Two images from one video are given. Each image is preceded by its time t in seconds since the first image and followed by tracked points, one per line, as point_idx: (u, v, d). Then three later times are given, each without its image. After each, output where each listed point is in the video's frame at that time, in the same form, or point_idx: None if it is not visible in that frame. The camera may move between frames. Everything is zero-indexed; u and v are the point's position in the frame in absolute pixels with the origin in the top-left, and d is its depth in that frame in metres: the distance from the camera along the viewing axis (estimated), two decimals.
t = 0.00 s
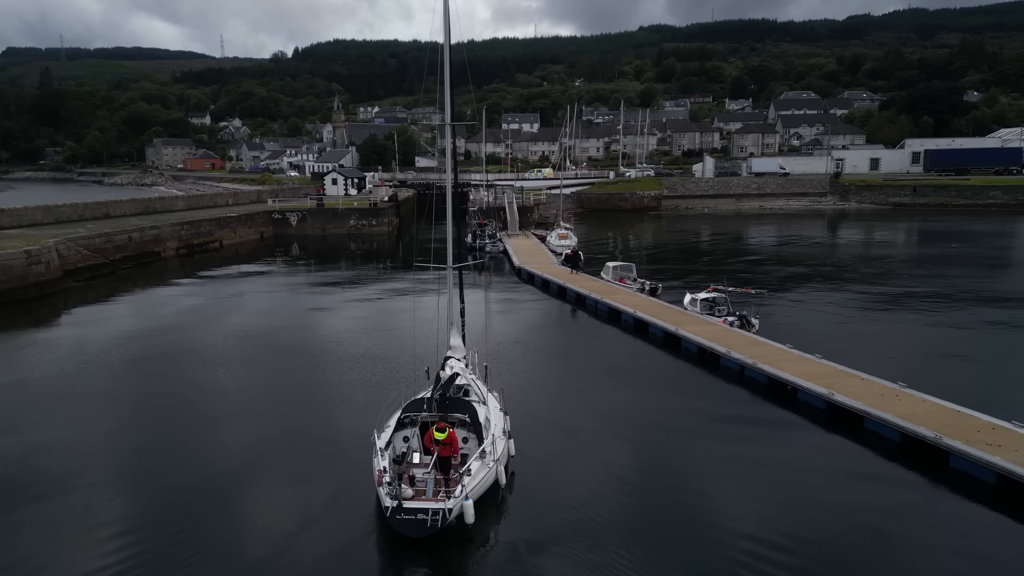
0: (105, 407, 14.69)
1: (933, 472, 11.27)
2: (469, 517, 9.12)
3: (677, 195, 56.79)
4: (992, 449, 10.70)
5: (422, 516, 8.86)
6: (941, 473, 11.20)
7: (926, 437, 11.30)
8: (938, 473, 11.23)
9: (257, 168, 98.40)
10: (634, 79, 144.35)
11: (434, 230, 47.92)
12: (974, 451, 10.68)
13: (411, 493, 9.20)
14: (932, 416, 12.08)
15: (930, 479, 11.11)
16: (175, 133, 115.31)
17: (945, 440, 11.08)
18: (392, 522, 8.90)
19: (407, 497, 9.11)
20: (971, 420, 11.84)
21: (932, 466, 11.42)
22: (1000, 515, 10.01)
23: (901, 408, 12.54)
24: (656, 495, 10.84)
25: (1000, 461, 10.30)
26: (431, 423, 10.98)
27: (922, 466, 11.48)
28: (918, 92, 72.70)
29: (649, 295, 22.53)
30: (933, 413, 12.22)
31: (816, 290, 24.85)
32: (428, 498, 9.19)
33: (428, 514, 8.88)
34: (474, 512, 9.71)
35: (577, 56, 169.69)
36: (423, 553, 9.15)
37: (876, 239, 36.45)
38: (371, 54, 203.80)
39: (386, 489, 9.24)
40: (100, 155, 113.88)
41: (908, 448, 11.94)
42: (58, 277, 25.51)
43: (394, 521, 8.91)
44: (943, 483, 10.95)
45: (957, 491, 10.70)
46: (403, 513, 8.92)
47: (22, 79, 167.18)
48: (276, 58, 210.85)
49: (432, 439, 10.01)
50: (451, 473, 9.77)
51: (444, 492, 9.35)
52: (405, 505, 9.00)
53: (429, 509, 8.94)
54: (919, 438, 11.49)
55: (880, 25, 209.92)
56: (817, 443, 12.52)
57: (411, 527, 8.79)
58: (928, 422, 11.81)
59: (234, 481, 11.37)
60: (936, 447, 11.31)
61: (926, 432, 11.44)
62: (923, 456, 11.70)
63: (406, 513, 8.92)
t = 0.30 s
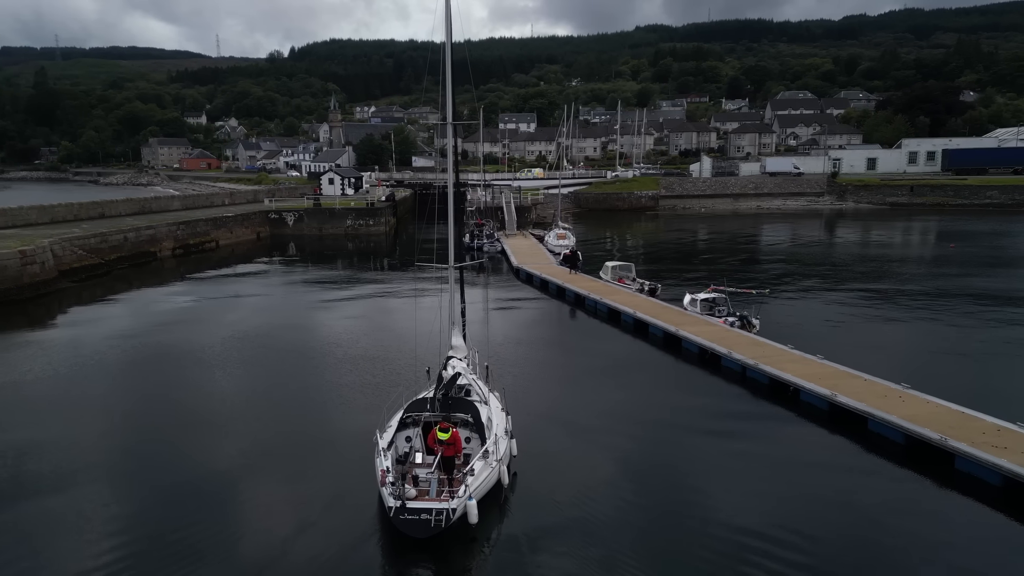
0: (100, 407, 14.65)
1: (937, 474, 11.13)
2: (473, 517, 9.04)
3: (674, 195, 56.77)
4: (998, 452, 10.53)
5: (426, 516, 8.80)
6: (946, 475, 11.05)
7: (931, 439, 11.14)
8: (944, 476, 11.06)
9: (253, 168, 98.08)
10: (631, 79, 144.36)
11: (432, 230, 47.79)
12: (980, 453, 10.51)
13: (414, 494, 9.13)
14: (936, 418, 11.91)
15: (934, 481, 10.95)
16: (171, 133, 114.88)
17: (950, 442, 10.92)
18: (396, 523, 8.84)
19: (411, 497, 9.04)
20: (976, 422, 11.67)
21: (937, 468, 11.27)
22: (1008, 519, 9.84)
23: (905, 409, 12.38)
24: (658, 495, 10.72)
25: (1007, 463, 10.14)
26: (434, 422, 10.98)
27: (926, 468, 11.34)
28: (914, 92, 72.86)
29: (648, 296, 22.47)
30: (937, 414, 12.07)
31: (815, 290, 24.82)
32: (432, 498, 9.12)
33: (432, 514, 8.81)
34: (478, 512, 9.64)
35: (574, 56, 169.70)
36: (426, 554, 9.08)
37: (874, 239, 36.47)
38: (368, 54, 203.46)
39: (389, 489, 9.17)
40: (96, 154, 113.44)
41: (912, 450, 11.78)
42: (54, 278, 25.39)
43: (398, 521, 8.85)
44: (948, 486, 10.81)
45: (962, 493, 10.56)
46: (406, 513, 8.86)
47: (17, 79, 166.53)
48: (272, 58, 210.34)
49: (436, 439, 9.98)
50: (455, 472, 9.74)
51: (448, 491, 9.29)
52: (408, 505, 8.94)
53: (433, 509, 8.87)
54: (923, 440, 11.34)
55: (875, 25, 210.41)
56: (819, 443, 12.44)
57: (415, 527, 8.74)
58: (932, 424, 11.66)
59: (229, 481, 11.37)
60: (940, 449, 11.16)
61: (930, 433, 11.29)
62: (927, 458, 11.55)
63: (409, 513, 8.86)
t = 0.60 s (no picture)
0: (98, 408, 14.65)
1: (943, 475, 11.10)
2: (481, 516, 9.11)
3: (671, 196, 56.82)
4: (1004, 453, 10.53)
5: (434, 515, 8.87)
6: (952, 476, 11.03)
7: (938, 440, 11.11)
8: (950, 476, 11.04)
9: (249, 167, 97.80)
10: (627, 79, 144.40)
11: (429, 230, 47.73)
12: (987, 455, 10.50)
13: (422, 493, 9.20)
14: (941, 419, 11.91)
15: (940, 482, 10.93)
16: (167, 132, 114.42)
17: (957, 444, 10.89)
18: (404, 522, 8.91)
19: (418, 496, 9.11)
20: (981, 422, 11.67)
21: (943, 469, 11.24)
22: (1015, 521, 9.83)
23: (910, 410, 12.35)
24: (664, 494, 10.69)
25: (1015, 465, 10.13)
26: (440, 422, 11.13)
27: (932, 469, 11.31)
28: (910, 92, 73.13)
29: (648, 296, 22.48)
30: (942, 414, 12.05)
31: (815, 290, 24.86)
32: (440, 496, 9.19)
33: (440, 512, 8.88)
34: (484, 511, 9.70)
35: (570, 56, 169.75)
36: (433, 552, 9.15)
37: (871, 239, 36.57)
38: (364, 53, 203.15)
39: (397, 488, 9.24)
40: (91, 154, 113.03)
41: (917, 451, 11.75)
42: (50, 278, 25.32)
43: (406, 520, 8.91)
44: (954, 487, 10.79)
45: (968, 494, 10.54)
46: (414, 512, 8.93)
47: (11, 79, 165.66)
48: (268, 58, 209.93)
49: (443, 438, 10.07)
50: (462, 471, 9.83)
51: (455, 490, 9.36)
52: (416, 504, 9.01)
53: (441, 508, 8.94)
54: (929, 441, 11.31)
55: (871, 25, 210.87)
56: (822, 443, 12.43)
57: (423, 526, 8.80)
58: (938, 425, 11.64)
59: (226, 481, 11.42)
60: (947, 450, 11.13)
61: (936, 434, 11.26)
62: (932, 459, 11.52)
63: (417, 511, 8.93)
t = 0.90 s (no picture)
0: (94, 410, 14.62)
1: (950, 475, 11.13)
2: (491, 513, 9.24)
3: (669, 195, 56.85)
4: (1011, 452, 10.58)
5: (445, 512, 9.00)
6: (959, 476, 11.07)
7: (945, 439, 11.15)
8: (958, 476, 11.07)
9: (245, 167, 97.48)
10: (624, 79, 144.49)
11: (427, 230, 47.67)
12: (995, 454, 10.55)
13: (432, 490, 9.34)
14: (947, 418, 11.95)
15: (948, 483, 10.95)
16: (162, 132, 113.99)
17: (964, 443, 10.94)
18: (415, 518, 9.04)
19: (429, 494, 9.26)
20: (988, 422, 11.72)
21: (950, 469, 11.28)
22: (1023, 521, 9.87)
23: (916, 409, 12.38)
24: (674, 496, 10.73)
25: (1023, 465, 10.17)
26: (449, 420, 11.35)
27: (939, 469, 11.34)
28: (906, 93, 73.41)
29: (649, 296, 22.52)
30: (948, 414, 12.10)
31: (815, 290, 24.91)
32: (451, 493, 9.33)
33: (451, 509, 9.02)
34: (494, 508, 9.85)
35: (566, 56, 169.72)
36: (444, 549, 9.26)
37: (869, 238, 36.68)
38: (360, 53, 202.90)
39: (408, 485, 9.38)
40: (86, 154, 112.64)
41: (924, 451, 11.78)
42: (48, 278, 25.25)
43: (417, 517, 9.03)
44: (961, 487, 10.83)
45: (974, 494, 10.59)
46: (425, 509, 9.07)
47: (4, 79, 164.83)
48: (263, 58, 209.39)
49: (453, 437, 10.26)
50: (472, 468, 10.01)
51: (465, 487, 9.50)
52: (427, 501, 9.16)
53: (452, 505, 9.08)
54: (936, 440, 11.36)
55: (866, 25, 211.50)
56: (828, 443, 12.45)
57: (435, 523, 8.93)
58: (945, 425, 11.67)
59: (223, 481, 11.44)
60: (954, 449, 11.18)
61: (943, 434, 11.31)
62: (939, 458, 11.55)
63: (428, 509, 9.06)
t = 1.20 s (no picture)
0: (91, 411, 14.65)
1: (957, 477, 11.19)
2: (500, 511, 9.31)
3: (666, 195, 56.91)
4: (1018, 453, 10.63)
5: (455, 510, 9.05)
6: (965, 477, 11.12)
7: (951, 441, 11.19)
8: (964, 478, 11.12)
9: (240, 167, 97.22)
10: (619, 79, 144.65)
11: (424, 230, 47.66)
12: (1001, 455, 10.59)
13: (441, 489, 9.39)
14: (952, 419, 12.00)
15: (954, 484, 11.00)
16: (157, 132, 113.54)
17: (970, 444, 10.98)
18: (425, 517, 9.08)
19: (438, 492, 9.31)
20: (993, 423, 11.77)
21: (957, 470, 11.32)
22: None
23: (921, 410, 12.42)
24: (681, 500, 10.76)
25: None
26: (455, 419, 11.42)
27: (945, 470, 11.40)
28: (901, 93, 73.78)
29: (649, 296, 22.55)
30: (952, 414, 12.16)
31: (815, 290, 24.96)
32: (460, 492, 9.38)
33: (461, 508, 9.07)
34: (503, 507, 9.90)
35: (561, 56, 169.73)
36: (453, 549, 9.32)
37: (866, 238, 36.80)
38: (355, 53, 202.68)
39: (417, 485, 9.43)
40: (80, 154, 112.22)
41: (930, 451, 11.83)
42: (45, 279, 25.16)
43: (427, 516, 9.08)
44: (967, 488, 10.88)
45: (981, 496, 10.64)
46: (435, 508, 9.10)
47: None
48: (258, 58, 208.93)
49: (461, 436, 10.35)
50: (480, 467, 10.10)
51: (474, 486, 9.56)
52: (436, 500, 9.19)
53: (462, 504, 9.13)
54: (942, 441, 11.40)
55: (860, 25, 212.25)
56: (832, 445, 12.50)
57: (445, 521, 8.97)
58: (950, 426, 11.72)
59: (220, 481, 11.50)
60: (960, 450, 11.23)
61: (949, 435, 11.35)
62: (945, 459, 11.61)
63: (438, 507, 9.12)
